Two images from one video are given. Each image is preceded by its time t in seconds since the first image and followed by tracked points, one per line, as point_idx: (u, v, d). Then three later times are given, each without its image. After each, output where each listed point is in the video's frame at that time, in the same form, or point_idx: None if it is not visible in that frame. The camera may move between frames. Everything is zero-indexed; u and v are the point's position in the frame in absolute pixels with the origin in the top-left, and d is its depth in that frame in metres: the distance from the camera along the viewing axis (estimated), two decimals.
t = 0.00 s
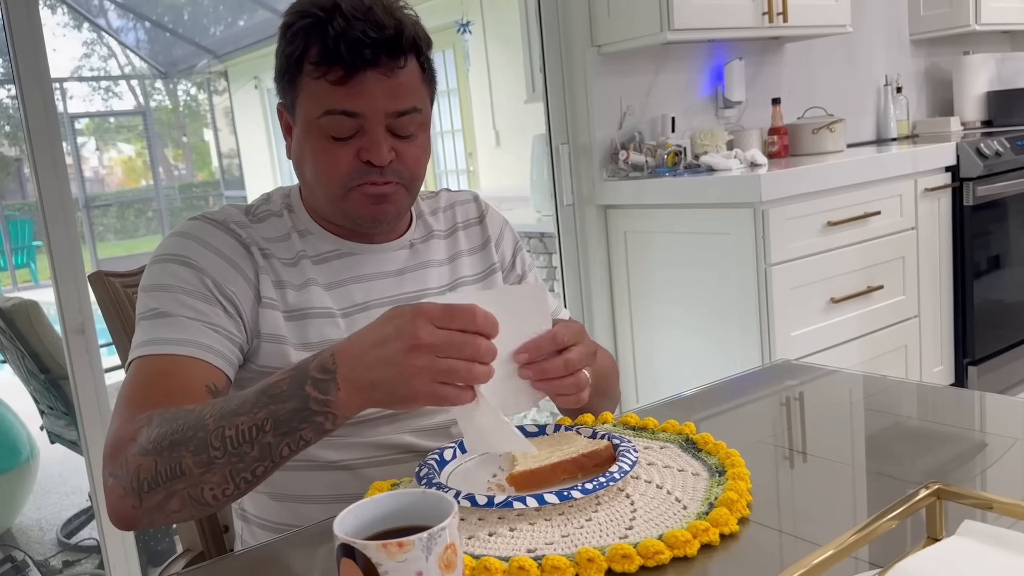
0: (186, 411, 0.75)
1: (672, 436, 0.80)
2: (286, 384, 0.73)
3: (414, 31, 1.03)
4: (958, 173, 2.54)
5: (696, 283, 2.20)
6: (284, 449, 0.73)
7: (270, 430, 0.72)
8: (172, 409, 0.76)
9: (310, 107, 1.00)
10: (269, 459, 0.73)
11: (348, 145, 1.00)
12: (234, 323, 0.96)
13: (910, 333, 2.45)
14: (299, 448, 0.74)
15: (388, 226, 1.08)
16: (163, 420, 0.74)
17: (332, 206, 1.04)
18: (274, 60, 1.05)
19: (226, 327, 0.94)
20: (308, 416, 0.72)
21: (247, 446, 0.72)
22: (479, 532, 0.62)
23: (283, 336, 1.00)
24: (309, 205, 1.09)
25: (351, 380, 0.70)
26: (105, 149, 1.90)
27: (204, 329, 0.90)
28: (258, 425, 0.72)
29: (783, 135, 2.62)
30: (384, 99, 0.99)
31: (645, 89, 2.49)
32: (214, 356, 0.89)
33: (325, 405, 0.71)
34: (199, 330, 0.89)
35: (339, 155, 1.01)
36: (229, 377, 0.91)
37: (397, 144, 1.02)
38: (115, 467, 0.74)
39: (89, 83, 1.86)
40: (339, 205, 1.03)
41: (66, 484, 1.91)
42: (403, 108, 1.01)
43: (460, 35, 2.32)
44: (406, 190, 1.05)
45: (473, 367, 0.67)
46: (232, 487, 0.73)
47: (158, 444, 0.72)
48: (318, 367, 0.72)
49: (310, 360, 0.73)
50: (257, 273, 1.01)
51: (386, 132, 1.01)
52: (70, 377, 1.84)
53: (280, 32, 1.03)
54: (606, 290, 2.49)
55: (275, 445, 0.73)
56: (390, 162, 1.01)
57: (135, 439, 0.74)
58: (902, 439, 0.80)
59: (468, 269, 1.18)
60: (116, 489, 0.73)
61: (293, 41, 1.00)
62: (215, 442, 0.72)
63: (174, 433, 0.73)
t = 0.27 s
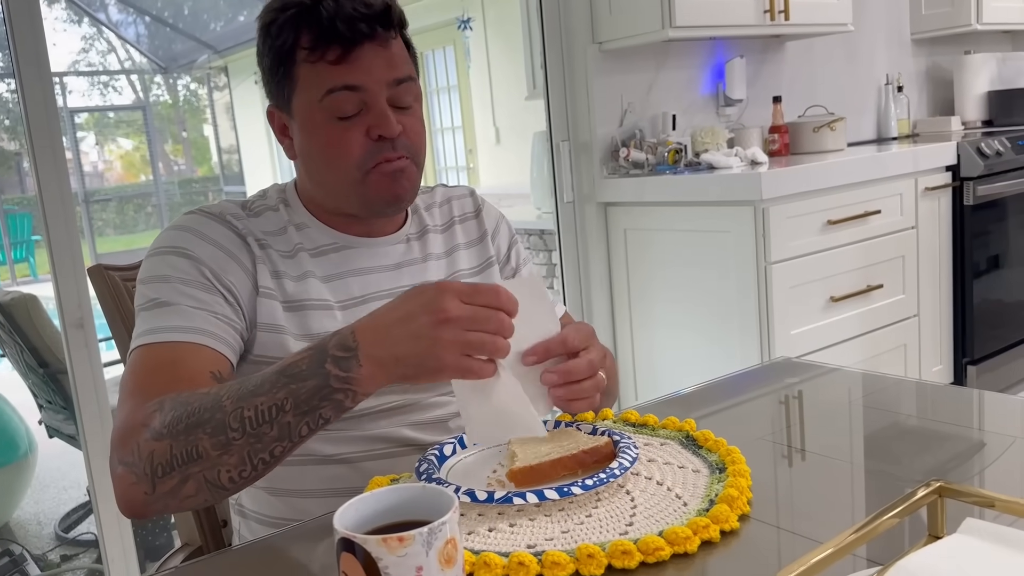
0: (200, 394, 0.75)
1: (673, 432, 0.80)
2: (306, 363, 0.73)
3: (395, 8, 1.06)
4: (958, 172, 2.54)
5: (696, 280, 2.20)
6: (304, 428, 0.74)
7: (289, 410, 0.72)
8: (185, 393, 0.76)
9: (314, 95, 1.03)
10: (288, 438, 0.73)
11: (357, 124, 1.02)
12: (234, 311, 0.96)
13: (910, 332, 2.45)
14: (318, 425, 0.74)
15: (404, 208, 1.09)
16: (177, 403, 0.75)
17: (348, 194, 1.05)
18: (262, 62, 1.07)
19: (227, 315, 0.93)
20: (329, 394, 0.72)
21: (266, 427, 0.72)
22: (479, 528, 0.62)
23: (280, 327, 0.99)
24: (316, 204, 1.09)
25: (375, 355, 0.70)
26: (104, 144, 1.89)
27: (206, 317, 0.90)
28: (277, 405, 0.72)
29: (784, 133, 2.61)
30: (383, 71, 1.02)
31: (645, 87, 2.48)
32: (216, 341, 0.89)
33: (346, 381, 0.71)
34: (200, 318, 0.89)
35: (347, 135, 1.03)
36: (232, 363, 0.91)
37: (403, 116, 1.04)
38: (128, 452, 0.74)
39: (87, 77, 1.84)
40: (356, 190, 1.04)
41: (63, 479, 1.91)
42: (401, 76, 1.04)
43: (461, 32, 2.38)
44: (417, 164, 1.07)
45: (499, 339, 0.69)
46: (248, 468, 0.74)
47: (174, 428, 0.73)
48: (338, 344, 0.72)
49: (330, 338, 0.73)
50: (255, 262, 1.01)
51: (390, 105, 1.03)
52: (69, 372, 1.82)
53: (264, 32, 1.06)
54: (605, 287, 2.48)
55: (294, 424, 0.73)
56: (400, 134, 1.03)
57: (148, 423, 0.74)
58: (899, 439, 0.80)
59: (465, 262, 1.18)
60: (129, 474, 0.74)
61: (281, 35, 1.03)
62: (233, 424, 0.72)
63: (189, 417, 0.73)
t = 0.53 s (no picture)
0: (201, 399, 0.75)
1: (675, 430, 0.80)
2: (300, 362, 0.72)
3: None
4: (962, 172, 2.54)
5: (698, 278, 2.20)
6: (307, 425, 0.73)
7: (290, 409, 0.72)
8: (188, 400, 0.76)
9: (296, 70, 1.04)
10: (293, 437, 0.73)
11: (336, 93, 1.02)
12: (238, 309, 0.96)
13: (912, 332, 2.45)
14: (322, 421, 0.74)
15: (394, 185, 1.08)
16: (180, 411, 0.74)
17: (333, 168, 1.04)
18: (252, 54, 1.10)
19: (231, 313, 0.93)
20: (327, 390, 0.72)
21: (270, 427, 0.72)
22: (480, 523, 0.61)
23: (280, 325, 0.99)
24: (310, 190, 1.09)
25: (370, 346, 0.70)
26: (106, 139, 1.89)
27: (212, 318, 0.90)
28: (277, 405, 0.72)
29: (788, 131, 2.61)
30: (360, 40, 1.03)
31: (649, 84, 2.48)
32: (221, 340, 0.89)
33: (343, 376, 0.71)
34: (207, 320, 0.89)
35: (330, 107, 1.03)
36: (238, 361, 0.92)
37: (384, 87, 1.04)
38: (138, 463, 0.74)
39: (90, 71, 1.85)
40: (340, 162, 1.04)
41: (64, 474, 1.91)
42: (380, 45, 1.05)
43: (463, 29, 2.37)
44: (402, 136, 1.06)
45: (489, 317, 0.68)
46: (259, 470, 0.74)
47: (179, 437, 0.73)
48: (330, 340, 0.71)
49: (320, 335, 0.72)
50: (257, 259, 1.01)
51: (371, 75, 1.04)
52: (71, 367, 1.80)
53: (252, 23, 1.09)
54: (607, 285, 2.48)
55: (297, 422, 0.72)
56: (380, 102, 1.03)
57: (154, 433, 0.74)
58: (899, 439, 0.80)
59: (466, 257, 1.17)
60: (142, 485, 0.74)
61: (264, 18, 1.05)
62: (235, 427, 0.72)
63: (193, 424, 0.73)
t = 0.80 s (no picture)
0: (226, 394, 0.75)
1: (682, 425, 0.80)
2: (330, 370, 0.72)
3: None
4: (966, 172, 2.54)
5: (703, 277, 2.20)
6: (332, 429, 0.74)
7: (317, 414, 0.73)
8: (210, 391, 0.76)
9: (309, 71, 1.04)
10: (317, 438, 0.74)
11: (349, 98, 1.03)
12: (246, 300, 0.97)
13: (915, 331, 2.45)
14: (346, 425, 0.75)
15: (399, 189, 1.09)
16: (203, 403, 0.75)
17: (341, 170, 1.05)
18: (264, 48, 1.10)
19: (239, 304, 0.94)
20: (356, 398, 0.72)
21: (295, 429, 0.73)
22: (489, 516, 0.62)
23: (286, 317, 0.99)
24: (317, 188, 1.10)
25: (404, 362, 0.70)
26: (109, 135, 1.89)
27: (220, 309, 0.91)
28: (305, 409, 0.72)
29: (793, 130, 2.62)
30: (376, 48, 1.04)
31: (654, 82, 2.48)
32: (231, 330, 0.90)
33: (373, 387, 0.71)
34: (215, 310, 0.90)
35: (342, 111, 1.03)
36: (248, 352, 0.92)
37: (397, 94, 1.05)
38: (157, 450, 0.75)
39: (95, 67, 1.83)
40: (349, 166, 1.05)
41: (67, 468, 1.92)
42: (395, 56, 1.05)
43: (469, 26, 2.42)
44: (412, 143, 1.07)
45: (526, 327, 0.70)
46: (279, 467, 0.75)
47: (202, 430, 0.73)
48: (360, 351, 0.71)
49: (349, 343, 0.72)
50: (264, 250, 1.02)
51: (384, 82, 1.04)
52: (78, 361, 1.81)
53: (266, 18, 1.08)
54: (611, 283, 2.48)
55: (323, 426, 0.73)
56: (392, 110, 1.04)
57: (175, 423, 0.74)
58: (902, 438, 0.80)
59: (470, 251, 1.17)
60: (160, 471, 0.75)
61: (280, 16, 1.05)
62: (261, 427, 0.73)
63: (217, 418, 0.73)
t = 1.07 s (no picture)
0: (224, 406, 0.74)
1: (689, 424, 0.80)
2: (323, 381, 0.70)
3: None
4: (973, 172, 2.53)
5: (707, 276, 2.20)
6: (331, 435, 0.72)
7: (314, 424, 0.71)
8: (209, 402, 0.76)
9: (316, 67, 1.05)
10: (316, 445, 0.73)
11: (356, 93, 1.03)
12: (251, 305, 0.97)
13: (921, 332, 2.45)
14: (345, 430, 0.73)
15: (407, 182, 1.09)
16: (202, 415, 0.74)
17: (349, 164, 1.05)
18: (271, 47, 1.11)
19: (245, 310, 0.94)
20: (354, 405, 0.70)
21: (293, 440, 0.72)
22: (498, 513, 0.62)
23: (290, 316, 1.00)
24: (324, 184, 1.10)
25: (394, 373, 0.66)
26: (114, 133, 1.87)
27: (225, 314, 0.91)
28: (300, 421, 0.71)
29: (798, 130, 2.61)
30: (382, 43, 1.04)
31: (660, 82, 2.48)
32: (236, 338, 0.90)
33: (369, 395, 0.69)
34: (219, 316, 0.90)
35: (349, 106, 1.03)
36: (253, 357, 0.93)
37: (403, 89, 1.05)
38: (162, 462, 0.75)
39: (100, 65, 1.82)
40: (357, 159, 1.05)
41: (72, 464, 1.92)
42: (401, 52, 1.05)
43: (474, 26, 2.38)
44: (420, 135, 1.07)
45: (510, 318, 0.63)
46: (281, 474, 0.74)
47: (202, 443, 0.73)
48: (351, 364, 0.68)
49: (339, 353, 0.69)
50: (269, 254, 1.02)
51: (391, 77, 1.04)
52: (85, 358, 1.82)
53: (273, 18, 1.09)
54: (617, 282, 2.49)
55: (321, 434, 0.72)
56: (399, 104, 1.04)
57: (176, 437, 0.74)
58: (908, 438, 0.80)
59: (475, 248, 1.17)
60: (166, 482, 0.75)
61: (286, 13, 1.06)
62: (258, 439, 0.72)
63: (217, 431, 0.73)
